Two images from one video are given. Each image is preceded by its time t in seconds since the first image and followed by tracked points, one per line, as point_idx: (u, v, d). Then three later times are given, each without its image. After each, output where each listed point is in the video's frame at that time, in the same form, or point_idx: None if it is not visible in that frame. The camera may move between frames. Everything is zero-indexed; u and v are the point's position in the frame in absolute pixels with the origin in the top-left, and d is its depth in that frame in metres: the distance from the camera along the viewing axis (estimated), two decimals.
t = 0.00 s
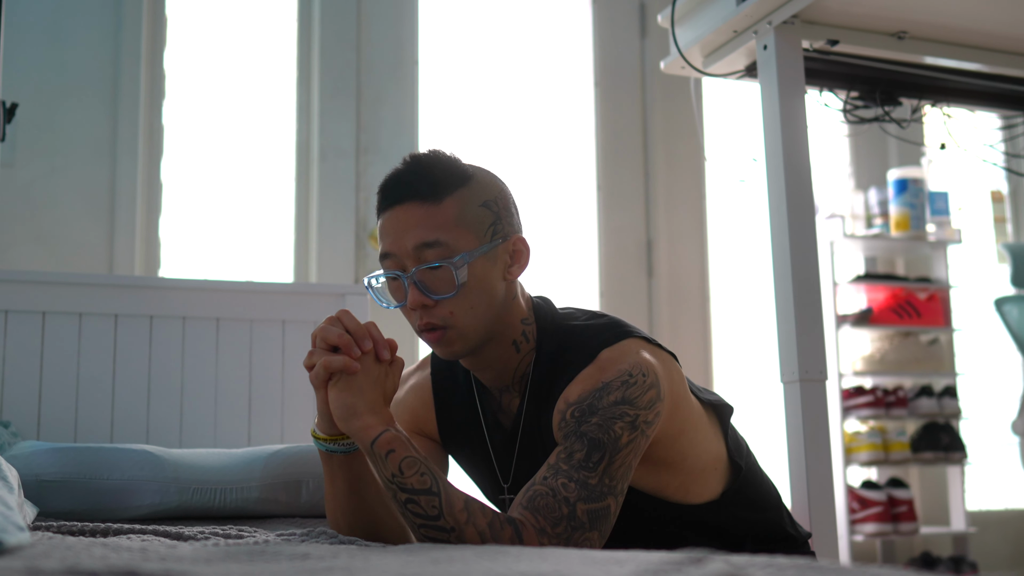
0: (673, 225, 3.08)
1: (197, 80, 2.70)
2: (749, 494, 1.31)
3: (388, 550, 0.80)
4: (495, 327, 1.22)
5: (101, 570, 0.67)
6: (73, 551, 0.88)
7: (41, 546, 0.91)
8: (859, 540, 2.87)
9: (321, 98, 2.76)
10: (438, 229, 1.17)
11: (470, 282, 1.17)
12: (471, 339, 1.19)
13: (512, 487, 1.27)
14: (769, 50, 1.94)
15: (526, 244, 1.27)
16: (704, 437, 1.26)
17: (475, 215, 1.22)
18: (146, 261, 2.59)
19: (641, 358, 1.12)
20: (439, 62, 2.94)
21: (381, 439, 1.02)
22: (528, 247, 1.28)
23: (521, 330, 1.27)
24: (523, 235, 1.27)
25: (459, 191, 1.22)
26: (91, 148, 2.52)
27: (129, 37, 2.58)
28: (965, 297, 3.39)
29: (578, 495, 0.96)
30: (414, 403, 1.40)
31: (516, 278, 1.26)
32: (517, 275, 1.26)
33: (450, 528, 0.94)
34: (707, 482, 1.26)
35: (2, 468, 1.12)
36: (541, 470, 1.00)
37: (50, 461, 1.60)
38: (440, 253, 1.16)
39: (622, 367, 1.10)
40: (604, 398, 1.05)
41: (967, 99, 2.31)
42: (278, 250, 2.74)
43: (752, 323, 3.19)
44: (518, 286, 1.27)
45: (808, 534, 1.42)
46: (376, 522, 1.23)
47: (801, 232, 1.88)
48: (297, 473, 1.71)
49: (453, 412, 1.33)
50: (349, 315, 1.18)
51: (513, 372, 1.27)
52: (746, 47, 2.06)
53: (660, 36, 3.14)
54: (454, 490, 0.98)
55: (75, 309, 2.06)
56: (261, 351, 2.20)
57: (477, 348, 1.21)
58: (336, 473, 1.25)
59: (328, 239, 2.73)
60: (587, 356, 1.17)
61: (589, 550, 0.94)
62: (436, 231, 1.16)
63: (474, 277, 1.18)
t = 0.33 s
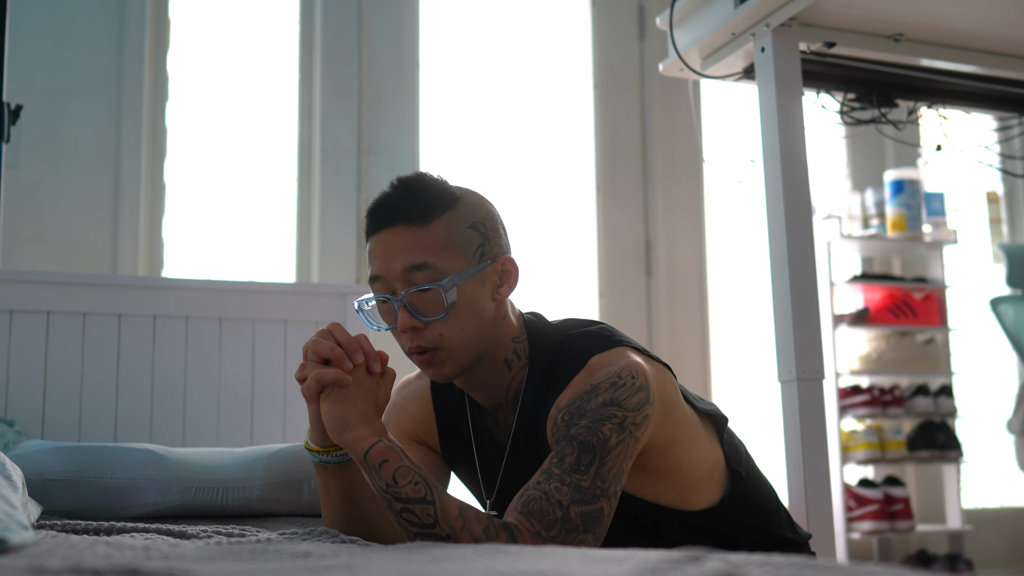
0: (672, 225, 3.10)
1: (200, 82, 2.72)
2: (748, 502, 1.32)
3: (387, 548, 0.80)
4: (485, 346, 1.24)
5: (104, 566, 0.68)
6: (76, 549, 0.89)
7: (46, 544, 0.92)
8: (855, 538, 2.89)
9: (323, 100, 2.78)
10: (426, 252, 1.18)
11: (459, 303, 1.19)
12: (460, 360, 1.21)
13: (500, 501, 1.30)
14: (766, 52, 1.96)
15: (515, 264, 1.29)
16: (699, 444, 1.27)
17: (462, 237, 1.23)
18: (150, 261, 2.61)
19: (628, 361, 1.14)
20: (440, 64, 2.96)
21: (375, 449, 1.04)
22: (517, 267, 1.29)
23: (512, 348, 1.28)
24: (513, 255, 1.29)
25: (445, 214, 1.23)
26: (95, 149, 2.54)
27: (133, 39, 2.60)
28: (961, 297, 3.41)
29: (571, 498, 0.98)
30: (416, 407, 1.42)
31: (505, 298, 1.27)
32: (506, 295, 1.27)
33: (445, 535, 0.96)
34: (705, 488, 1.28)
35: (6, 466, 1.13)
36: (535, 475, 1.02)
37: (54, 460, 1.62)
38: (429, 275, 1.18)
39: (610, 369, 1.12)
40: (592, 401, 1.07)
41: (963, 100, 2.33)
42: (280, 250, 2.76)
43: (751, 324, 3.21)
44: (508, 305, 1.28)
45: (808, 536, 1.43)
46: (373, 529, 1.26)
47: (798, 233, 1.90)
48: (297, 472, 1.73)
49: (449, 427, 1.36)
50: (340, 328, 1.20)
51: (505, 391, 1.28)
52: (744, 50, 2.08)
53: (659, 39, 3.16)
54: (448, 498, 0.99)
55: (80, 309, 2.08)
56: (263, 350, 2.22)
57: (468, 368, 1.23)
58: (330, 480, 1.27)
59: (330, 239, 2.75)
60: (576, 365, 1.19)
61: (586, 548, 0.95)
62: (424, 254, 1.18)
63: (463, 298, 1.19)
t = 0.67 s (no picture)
0: (670, 226, 3.12)
1: (203, 83, 2.74)
2: (748, 497, 1.34)
3: (391, 544, 0.82)
4: (489, 337, 1.25)
5: (111, 564, 0.69)
6: (82, 546, 0.90)
7: (52, 541, 0.93)
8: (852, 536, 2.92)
9: (325, 103, 2.80)
10: (431, 242, 1.20)
11: (462, 294, 1.21)
12: (463, 349, 1.23)
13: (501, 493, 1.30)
14: (764, 55, 1.97)
15: (520, 257, 1.30)
16: (700, 438, 1.29)
17: (468, 229, 1.25)
18: (153, 261, 2.64)
19: (630, 353, 1.16)
20: (441, 66, 2.98)
21: (382, 435, 1.06)
22: (522, 260, 1.30)
23: (516, 339, 1.30)
24: (517, 248, 1.30)
25: (452, 206, 1.25)
26: (99, 151, 2.56)
27: (136, 42, 2.62)
28: (957, 297, 3.43)
29: (575, 486, 1.00)
30: (422, 400, 1.45)
31: (510, 290, 1.28)
32: (511, 288, 1.29)
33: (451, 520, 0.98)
34: (707, 482, 1.30)
35: (13, 466, 1.14)
36: (540, 463, 1.03)
37: (59, 457, 1.64)
38: (433, 266, 1.20)
39: (612, 360, 1.14)
40: (595, 390, 1.09)
41: (959, 102, 2.35)
42: (282, 251, 2.78)
43: (748, 322, 3.24)
44: (513, 296, 1.29)
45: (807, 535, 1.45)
46: (377, 519, 1.27)
47: (795, 234, 1.92)
48: (300, 469, 1.76)
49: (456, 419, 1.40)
50: (346, 315, 1.22)
51: (509, 381, 1.30)
52: (742, 52, 2.09)
53: (657, 41, 3.18)
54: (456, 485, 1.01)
55: (84, 308, 2.10)
56: (266, 349, 2.24)
57: (471, 357, 1.25)
58: (337, 471, 1.29)
59: (331, 240, 2.77)
60: (579, 356, 1.20)
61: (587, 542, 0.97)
62: (429, 245, 1.20)
63: (466, 289, 1.21)
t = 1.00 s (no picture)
0: (669, 227, 3.15)
1: (206, 85, 2.76)
2: (748, 499, 1.36)
3: (391, 543, 0.83)
4: (488, 342, 1.27)
5: (114, 561, 0.69)
6: (85, 544, 0.91)
7: (55, 539, 0.94)
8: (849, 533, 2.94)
9: (327, 104, 2.82)
10: (431, 248, 1.22)
11: (460, 300, 1.22)
12: (461, 353, 1.25)
13: (506, 493, 1.35)
14: (761, 57, 1.99)
15: (521, 263, 1.31)
16: (700, 440, 1.31)
17: (468, 236, 1.27)
18: (156, 261, 2.66)
19: (629, 357, 1.18)
20: (442, 68, 3.00)
21: (383, 438, 1.08)
22: (523, 267, 1.32)
23: (516, 345, 1.31)
24: (518, 255, 1.31)
25: (453, 213, 1.27)
26: (103, 153, 2.59)
27: (140, 44, 2.64)
28: (953, 297, 3.45)
29: (573, 489, 1.01)
30: (427, 402, 1.47)
31: (510, 297, 1.30)
32: (511, 294, 1.30)
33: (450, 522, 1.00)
34: (707, 482, 1.32)
35: (18, 465, 1.13)
36: (539, 466, 1.05)
37: (63, 456, 1.67)
38: (432, 272, 1.22)
39: (609, 364, 1.17)
40: (593, 394, 1.11)
41: (954, 103, 2.37)
42: (284, 250, 2.80)
43: (746, 321, 3.26)
44: (513, 302, 1.31)
45: (806, 534, 1.47)
46: (379, 520, 1.30)
47: (793, 235, 1.94)
48: (302, 468, 1.77)
49: (456, 419, 1.41)
50: (348, 319, 1.24)
51: (509, 385, 1.32)
52: (739, 55, 2.11)
53: (655, 44, 3.21)
54: (456, 488, 1.03)
55: (88, 308, 2.12)
56: (269, 348, 2.26)
57: (470, 361, 1.27)
58: (339, 472, 1.31)
59: (333, 241, 2.80)
60: (579, 358, 1.24)
61: (584, 540, 0.99)
62: (429, 251, 1.22)
63: (464, 296, 1.23)
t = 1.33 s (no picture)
0: (667, 227, 3.18)
1: (209, 86, 2.78)
2: (746, 496, 1.38)
3: (393, 541, 0.84)
4: (484, 344, 1.29)
5: (117, 558, 0.68)
6: (90, 541, 0.92)
7: (61, 535, 0.95)
8: (846, 531, 2.96)
9: (330, 106, 2.85)
10: (427, 252, 1.24)
11: (456, 303, 1.25)
12: (459, 355, 1.27)
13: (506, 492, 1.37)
14: (759, 59, 2.01)
15: (517, 265, 1.34)
16: (697, 438, 1.33)
17: (464, 239, 1.29)
18: (160, 262, 2.67)
19: (625, 355, 1.20)
20: (442, 70, 3.03)
21: (383, 438, 1.10)
22: (519, 270, 1.34)
23: (513, 346, 1.33)
24: (514, 257, 1.34)
25: (449, 216, 1.29)
26: (107, 153, 2.61)
27: (143, 46, 2.67)
28: (949, 296, 3.48)
29: (571, 488, 1.03)
30: (427, 401, 1.49)
31: (506, 299, 1.32)
32: (507, 297, 1.32)
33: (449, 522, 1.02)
34: (705, 480, 1.34)
35: (23, 462, 1.12)
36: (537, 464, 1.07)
37: (67, 454, 1.68)
38: (428, 276, 1.24)
39: (604, 362, 1.19)
40: (589, 392, 1.13)
41: (949, 104, 2.39)
42: (286, 250, 2.82)
43: (744, 321, 3.28)
44: (510, 304, 1.33)
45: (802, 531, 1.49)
46: (378, 519, 1.32)
47: (790, 236, 1.95)
48: (304, 466, 1.79)
49: (456, 418, 1.43)
50: (347, 321, 1.25)
51: (507, 386, 1.34)
52: (737, 57, 2.13)
53: (654, 46, 3.24)
54: (456, 488, 1.05)
55: (92, 308, 2.15)
56: (271, 347, 2.29)
57: (467, 363, 1.29)
58: (338, 471, 1.32)
59: (335, 241, 2.82)
60: (577, 356, 1.26)
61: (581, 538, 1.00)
62: (426, 255, 1.24)
63: (460, 298, 1.25)
